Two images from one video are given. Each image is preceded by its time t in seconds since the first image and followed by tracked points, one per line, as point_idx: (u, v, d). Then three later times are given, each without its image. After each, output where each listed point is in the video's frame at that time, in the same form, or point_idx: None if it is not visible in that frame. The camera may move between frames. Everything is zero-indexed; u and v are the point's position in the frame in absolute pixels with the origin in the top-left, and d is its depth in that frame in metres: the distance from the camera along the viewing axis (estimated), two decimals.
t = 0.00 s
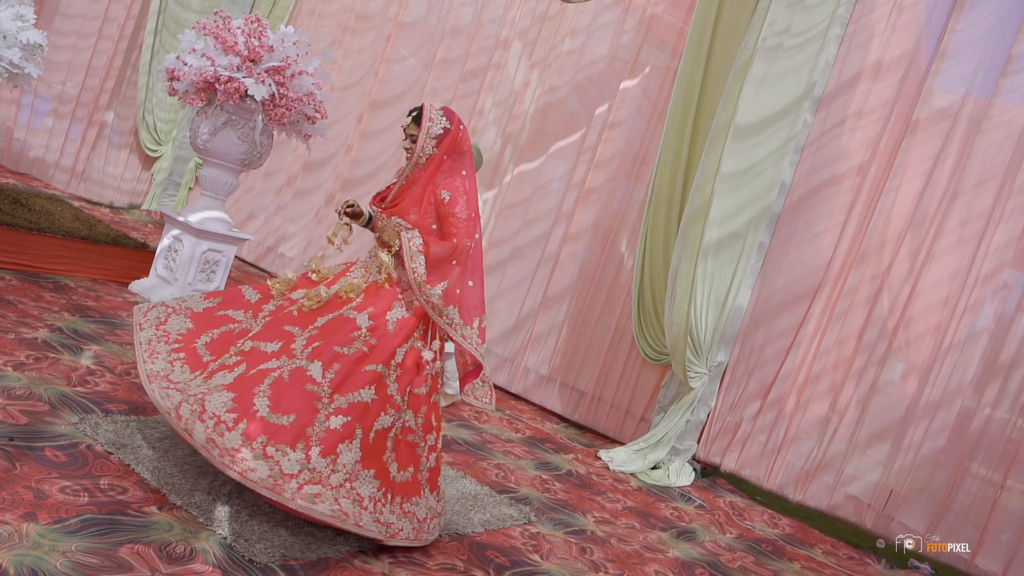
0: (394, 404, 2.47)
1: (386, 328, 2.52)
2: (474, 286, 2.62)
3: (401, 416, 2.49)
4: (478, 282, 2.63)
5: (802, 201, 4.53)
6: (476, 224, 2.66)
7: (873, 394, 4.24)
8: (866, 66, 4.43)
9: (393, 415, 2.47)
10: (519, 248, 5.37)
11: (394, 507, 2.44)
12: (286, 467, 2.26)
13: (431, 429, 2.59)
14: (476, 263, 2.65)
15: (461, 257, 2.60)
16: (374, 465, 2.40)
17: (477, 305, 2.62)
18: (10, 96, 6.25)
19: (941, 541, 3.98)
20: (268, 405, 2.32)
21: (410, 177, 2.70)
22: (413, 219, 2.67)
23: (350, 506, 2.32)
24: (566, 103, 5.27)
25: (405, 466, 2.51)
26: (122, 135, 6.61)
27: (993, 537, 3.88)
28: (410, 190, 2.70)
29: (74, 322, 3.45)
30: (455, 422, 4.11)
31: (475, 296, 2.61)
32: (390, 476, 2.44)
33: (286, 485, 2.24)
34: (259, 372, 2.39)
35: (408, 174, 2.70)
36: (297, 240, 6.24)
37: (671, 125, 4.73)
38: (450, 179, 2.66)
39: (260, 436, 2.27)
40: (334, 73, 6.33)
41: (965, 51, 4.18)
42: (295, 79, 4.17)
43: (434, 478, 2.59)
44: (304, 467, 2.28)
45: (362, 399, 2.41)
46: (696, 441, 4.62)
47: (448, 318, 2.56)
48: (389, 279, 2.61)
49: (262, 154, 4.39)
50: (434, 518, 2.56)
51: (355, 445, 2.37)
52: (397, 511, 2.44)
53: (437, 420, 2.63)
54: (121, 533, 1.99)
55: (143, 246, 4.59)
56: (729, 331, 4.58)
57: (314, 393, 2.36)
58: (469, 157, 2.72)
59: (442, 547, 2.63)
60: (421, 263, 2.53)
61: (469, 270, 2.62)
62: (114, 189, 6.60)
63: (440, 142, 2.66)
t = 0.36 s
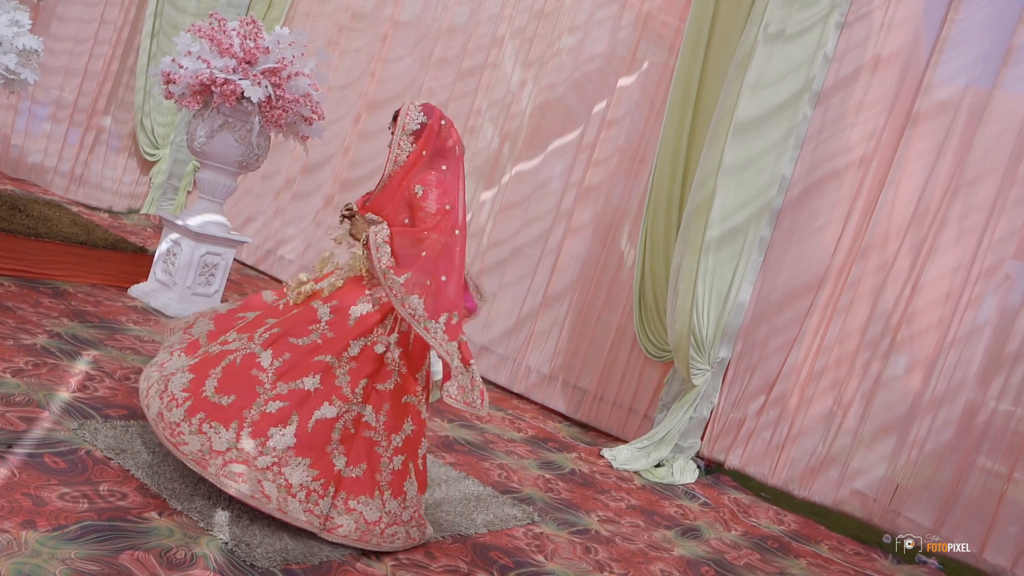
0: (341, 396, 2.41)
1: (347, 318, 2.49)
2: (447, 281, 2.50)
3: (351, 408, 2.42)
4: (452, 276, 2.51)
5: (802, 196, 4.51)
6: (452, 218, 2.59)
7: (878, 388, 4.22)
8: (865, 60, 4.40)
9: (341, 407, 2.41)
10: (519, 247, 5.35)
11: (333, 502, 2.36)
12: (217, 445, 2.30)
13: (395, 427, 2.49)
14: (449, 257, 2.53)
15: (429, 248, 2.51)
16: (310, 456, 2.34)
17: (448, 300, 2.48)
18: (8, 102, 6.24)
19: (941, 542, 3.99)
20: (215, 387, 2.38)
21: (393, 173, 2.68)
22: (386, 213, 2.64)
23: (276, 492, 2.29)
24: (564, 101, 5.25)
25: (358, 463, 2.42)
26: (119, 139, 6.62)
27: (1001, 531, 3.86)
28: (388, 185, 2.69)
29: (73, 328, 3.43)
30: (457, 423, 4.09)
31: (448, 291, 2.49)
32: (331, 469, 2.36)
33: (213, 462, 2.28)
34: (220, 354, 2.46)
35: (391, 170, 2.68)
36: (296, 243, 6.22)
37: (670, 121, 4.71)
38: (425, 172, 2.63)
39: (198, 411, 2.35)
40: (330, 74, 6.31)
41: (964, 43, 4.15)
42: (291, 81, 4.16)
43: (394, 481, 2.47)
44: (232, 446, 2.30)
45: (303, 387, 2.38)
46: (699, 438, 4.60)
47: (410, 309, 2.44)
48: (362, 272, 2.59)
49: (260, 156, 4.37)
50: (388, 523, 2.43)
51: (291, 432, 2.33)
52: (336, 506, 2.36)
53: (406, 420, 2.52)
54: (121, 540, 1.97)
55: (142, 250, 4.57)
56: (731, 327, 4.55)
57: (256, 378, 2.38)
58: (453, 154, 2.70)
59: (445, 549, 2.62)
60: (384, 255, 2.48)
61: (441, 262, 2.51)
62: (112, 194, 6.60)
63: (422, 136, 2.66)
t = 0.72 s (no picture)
0: (310, 381, 2.45)
1: (330, 308, 2.54)
2: (415, 267, 2.46)
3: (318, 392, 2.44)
4: (419, 261, 2.47)
5: (809, 191, 4.46)
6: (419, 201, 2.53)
7: (888, 384, 4.19)
8: (869, 53, 4.37)
9: (308, 390, 2.44)
10: (524, 248, 5.33)
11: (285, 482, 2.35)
12: (190, 417, 2.41)
13: (362, 416, 2.46)
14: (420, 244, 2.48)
15: (394, 235, 2.47)
16: (270, 434, 2.38)
17: (414, 288, 2.43)
18: (11, 112, 6.25)
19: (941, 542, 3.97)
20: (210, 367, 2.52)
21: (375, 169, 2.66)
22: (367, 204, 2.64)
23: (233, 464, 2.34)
24: (566, 100, 5.23)
25: (320, 448, 2.40)
26: (123, 146, 6.63)
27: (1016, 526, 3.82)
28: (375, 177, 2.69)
29: (79, 335, 3.43)
30: (465, 424, 4.07)
31: (415, 278, 2.44)
32: (290, 450, 2.37)
33: (184, 430, 2.39)
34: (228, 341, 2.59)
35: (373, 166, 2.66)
36: (301, 247, 6.20)
37: (674, 118, 4.68)
38: (398, 161, 2.58)
39: (187, 386, 2.47)
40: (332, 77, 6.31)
41: (970, 34, 4.12)
42: (293, 84, 4.14)
43: (350, 470, 2.42)
44: (205, 419, 2.40)
45: (276, 370, 2.45)
46: (709, 436, 4.57)
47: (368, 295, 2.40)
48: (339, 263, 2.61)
49: (263, 160, 4.36)
50: (341, 511, 2.38)
51: (254, 410, 2.40)
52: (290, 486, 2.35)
53: (376, 410, 2.47)
54: (128, 548, 1.96)
55: (147, 257, 4.56)
56: (741, 324, 4.51)
57: (239, 358, 2.48)
58: (433, 145, 2.65)
59: (455, 552, 2.59)
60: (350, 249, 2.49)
61: (409, 248, 2.47)
62: (116, 201, 6.62)
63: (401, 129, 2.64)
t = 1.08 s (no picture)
0: (288, 374, 2.51)
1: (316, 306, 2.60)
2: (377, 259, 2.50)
3: (291, 386, 2.48)
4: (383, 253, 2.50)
5: (821, 184, 4.41)
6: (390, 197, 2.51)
7: (904, 378, 4.14)
8: (878, 43, 4.32)
9: (286, 384, 2.50)
10: (533, 247, 5.31)
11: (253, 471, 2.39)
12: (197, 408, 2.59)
13: (331, 410, 2.44)
14: (398, 240, 2.52)
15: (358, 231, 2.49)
16: (247, 424, 2.45)
17: (386, 284, 2.48)
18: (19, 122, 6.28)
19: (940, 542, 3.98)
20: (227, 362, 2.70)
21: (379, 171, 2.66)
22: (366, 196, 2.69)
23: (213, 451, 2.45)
24: (573, 98, 5.20)
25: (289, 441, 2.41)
26: (131, 153, 6.66)
27: None
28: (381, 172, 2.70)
29: (90, 343, 3.43)
30: (478, 425, 4.06)
31: (388, 275, 2.49)
32: (262, 440, 2.42)
33: (189, 419, 2.57)
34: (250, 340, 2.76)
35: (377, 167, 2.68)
36: (311, 252, 6.19)
37: (682, 113, 4.64)
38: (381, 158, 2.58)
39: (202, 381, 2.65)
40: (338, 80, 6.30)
41: (981, 22, 4.06)
42: (298, 87, 4.13)
43: (314, 464, 2.38)
44: (205, 408, 2.56)
45: (262, 362, 2.55)
46: (724, 432, 4.53)
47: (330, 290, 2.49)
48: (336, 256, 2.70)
49: (270, 165, 4.35)
50: (300, 505, 2.34)
51: (236, 401, 2.51)
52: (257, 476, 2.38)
53: (346, 406, 2.46)
54: (141, 556, 1.95)
55: (156, 264, 4.56)
56: (754, 318, 4.48)
57: (241, 353, 2.64)
58: (419, 142, 2.58)
59: (470, 553, 2.57)
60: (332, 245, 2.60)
61: (374, 242, 2.50)
62: (125, 209, 6.67)
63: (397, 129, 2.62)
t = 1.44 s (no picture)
0: (286, 362, 2.59)
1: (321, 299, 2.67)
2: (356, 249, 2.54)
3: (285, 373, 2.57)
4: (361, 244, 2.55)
5: (830, 176, 4.37)
6: (381, 192, 2.53)
7: (918, 370, 4.10)
8: (885, 33, 4.27)
9: (284, 372, 2.58)
10: (542, 245, 5.28)
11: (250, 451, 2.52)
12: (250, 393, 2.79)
13: (310, 398, 2.48)
14: (386, 234, 2.56)
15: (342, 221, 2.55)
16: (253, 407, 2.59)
17: (365, 276, 2.53)
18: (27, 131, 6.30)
19: (940, 542, 3.89)
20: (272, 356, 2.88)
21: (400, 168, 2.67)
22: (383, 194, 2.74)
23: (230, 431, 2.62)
24: (579, 95, 5.17)
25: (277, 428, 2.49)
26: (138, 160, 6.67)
27: None
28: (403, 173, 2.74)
29: (100, 351, 3.43)
30: (490, 425, 4.04)
31: (368, 268, 2.53)
32: (261, 427, 2.53)
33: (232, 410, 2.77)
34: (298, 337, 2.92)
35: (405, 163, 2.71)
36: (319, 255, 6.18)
37: (689, 106, 4.61)
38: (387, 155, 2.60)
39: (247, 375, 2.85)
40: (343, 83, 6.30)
41: (990, 10, 4.02)
42: (303, 90, 4.12)
43: (291, 450, 2.43)
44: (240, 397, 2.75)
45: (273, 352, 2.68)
46: (738, 428, 4.50)
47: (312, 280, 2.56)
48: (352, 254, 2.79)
49: (277, 168, 4.35)
50: (273, 488, 2.40)
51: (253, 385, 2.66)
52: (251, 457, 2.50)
53: (324, 395, 2.47)
54: (152, 563, 1.94)
55: (165, 270, 4.56)
56: (765, 312, 4.45)
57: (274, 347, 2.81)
58: (416, 139, 2.56)
59: (484, 555, 2.55)
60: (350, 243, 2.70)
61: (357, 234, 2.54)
62: (134, 216, 6.71)
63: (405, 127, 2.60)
